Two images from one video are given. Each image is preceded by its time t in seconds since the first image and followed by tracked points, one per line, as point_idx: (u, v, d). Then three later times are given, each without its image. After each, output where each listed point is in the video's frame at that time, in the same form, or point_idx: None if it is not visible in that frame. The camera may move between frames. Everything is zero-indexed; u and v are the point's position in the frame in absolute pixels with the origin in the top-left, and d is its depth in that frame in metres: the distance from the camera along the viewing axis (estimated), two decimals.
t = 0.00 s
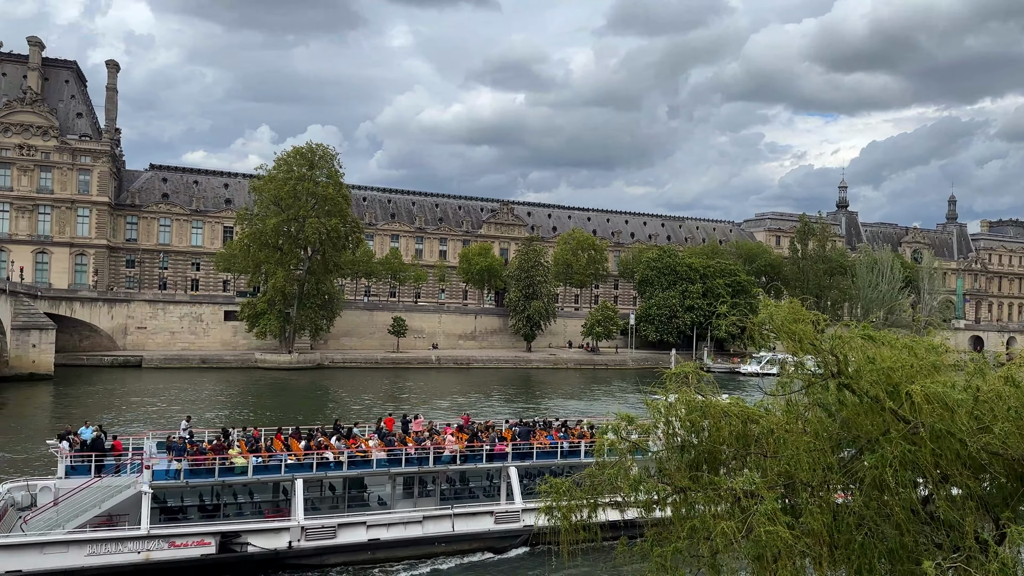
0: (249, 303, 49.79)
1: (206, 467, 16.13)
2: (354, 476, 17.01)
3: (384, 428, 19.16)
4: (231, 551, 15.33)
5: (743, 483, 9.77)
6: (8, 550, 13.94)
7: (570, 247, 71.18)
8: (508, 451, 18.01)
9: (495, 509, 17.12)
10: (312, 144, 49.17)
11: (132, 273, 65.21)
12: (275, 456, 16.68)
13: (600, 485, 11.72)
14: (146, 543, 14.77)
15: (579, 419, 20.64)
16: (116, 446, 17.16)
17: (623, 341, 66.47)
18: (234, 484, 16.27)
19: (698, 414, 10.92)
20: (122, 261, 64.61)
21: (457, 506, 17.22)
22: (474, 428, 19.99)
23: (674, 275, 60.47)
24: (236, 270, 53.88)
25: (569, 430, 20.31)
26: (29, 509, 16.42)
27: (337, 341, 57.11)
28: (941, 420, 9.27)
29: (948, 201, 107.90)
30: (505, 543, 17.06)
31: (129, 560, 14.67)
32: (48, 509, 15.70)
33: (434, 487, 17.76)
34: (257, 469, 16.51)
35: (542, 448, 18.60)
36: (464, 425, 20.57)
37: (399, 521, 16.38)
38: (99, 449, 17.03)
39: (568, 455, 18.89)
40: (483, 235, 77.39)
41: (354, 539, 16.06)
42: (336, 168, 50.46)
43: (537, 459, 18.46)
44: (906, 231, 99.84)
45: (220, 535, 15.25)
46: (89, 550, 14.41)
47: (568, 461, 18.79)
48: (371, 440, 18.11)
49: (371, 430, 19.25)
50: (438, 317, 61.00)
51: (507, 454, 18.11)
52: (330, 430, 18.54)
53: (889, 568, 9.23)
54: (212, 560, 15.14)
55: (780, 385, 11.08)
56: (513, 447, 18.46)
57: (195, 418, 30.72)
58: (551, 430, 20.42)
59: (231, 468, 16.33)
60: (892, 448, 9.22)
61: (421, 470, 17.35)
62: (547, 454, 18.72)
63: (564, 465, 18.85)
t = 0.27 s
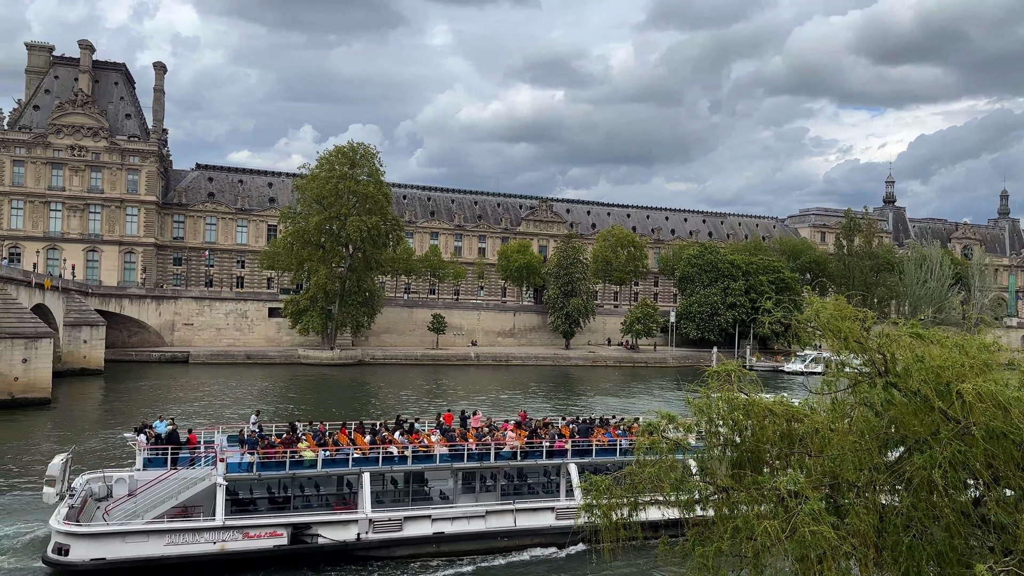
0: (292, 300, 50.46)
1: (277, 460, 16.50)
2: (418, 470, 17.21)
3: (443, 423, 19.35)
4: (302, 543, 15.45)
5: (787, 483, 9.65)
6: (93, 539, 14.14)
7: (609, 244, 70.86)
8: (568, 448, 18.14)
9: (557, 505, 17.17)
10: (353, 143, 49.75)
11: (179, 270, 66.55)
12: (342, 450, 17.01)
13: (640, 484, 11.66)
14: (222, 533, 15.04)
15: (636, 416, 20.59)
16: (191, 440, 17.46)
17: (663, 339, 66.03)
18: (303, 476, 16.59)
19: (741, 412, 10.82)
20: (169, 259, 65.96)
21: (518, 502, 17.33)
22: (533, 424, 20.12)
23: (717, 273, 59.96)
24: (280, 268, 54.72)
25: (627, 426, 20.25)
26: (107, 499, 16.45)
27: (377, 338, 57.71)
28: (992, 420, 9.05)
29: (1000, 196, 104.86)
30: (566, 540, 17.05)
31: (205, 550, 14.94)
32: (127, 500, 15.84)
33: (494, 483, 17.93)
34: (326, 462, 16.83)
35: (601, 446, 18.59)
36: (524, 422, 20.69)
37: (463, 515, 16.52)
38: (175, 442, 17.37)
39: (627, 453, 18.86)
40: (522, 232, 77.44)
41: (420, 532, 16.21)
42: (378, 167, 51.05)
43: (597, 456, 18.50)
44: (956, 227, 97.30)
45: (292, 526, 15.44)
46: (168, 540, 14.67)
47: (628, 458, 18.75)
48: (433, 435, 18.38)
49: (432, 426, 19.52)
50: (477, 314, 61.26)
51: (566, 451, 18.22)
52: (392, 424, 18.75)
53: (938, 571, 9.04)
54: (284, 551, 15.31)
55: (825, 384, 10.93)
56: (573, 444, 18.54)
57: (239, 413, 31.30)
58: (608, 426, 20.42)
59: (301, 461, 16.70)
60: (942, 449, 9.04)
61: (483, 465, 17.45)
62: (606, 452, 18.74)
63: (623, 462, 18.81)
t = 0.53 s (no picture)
0: (331, 299, 51.07)
1: (341, 455, 16.73)
2: (476, 467, 17.32)
3: (498, 421, 19.50)
4: (367, 537, 15.70)
5: (828, 484, 9.56)
6: (166, 532, 14.55)
7: (645, 243, 70.46)
8: (624, 448, 18.30)
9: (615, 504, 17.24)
10: (390, 143, 50.19)
11: (221, 270, 67.73)
12: (403, 446, 17.12)
13: (677, 483, 11.62)
14: (289, 527, 15.26)
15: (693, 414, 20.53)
16: (258, 436, 17.56)
17: (700, 338, 65.54)
18: (367, 471, 16.85)
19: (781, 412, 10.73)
20: (211, 258, 67.20)
21: (576, 501, 17.43)
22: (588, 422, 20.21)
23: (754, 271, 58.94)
24: (318, 267, 55.44)
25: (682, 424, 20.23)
26: (174, 493, 16.98)
27: (413, 337, 58.18)
28: None
29: None
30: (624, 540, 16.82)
31: (275, 543, 15.18)
32: (198, 494, 16.21)
33: (550, 481, 17.96)
34: (387, 458, 17.03)
35: (657, 446, 18.64)
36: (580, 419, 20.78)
37: (521, 513, 16.68)
38: (243, 438, 17.64)
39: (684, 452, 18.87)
40: (557, 230, 77.37)
41: (480, 528, 16.41)
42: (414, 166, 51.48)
43: (653, 456, 18.59)
44: (1003, 223, 94.84)
45: (356, 521, 15.65)
46: (238, 533, 14.96)
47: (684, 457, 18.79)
48: (489, 433, 18.45)
49: (489, 424, 19.69)
50: (512, 312, 61.38)
51: (622, 450, 18.39)
52: (449, 421, 18.85)
53: None
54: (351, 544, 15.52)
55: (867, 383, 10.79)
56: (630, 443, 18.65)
57: (278, 409, 31.83)
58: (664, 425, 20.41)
59: (363, 457, 16.89)
60: (989, 451, 8.88)
61: (541, 463, 17.59)
62: (663, 451, 18.77)
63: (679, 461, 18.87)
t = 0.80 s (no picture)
0: (365, 299, 51.48)
1: (400, 454, 16.79)
2: (532, 467, 17.34)
3: (552, 421, 19.43)
4: (427, 534, 15.92)
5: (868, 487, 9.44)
6: (234, 528, 14.82)
7: (680, 242, 69.97)
8: (680, 448, 18.18)
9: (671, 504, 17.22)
10: (424, 144, 50.54)
11: (259, 270, 68.77)
12: (461, 445, 17.24)
13: (713, 485, 11.53)
14: (353, 523, 15.54)
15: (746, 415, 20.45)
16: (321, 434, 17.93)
17: (736, 339, 64.92)
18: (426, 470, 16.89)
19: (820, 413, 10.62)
20: (249, 259, 68.20)
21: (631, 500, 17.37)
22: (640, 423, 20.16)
23: (793, 270, 58.25)
24: (354, 267, 56.01)
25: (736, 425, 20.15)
26: (236, 490, 17.26)
27: (447, 336, 58.50)
28: None
29: None
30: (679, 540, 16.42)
31: (339, 539, 15.46)
32: (262, 491, 16.60)
33: (606, 482, 17.92)
34: (444, 457, 17.06)
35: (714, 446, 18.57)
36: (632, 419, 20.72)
37: (579, 512, 16.64)
38: (306, 436, 17.85)
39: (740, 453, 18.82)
40: (591, 230, 77.16)
41: (538, 527, 16.45)
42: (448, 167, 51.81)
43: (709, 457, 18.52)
44: None
45: (418, 518, 15.88)
46: (304, 529, 15.23)
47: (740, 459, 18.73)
48: (545, 433, 18.46)
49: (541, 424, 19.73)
50: (546, 312, 61.36)
51: (679, 451, 18.28)
52: (504, 421, 18.85)
53: None
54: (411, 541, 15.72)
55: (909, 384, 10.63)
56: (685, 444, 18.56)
57: (314, 408, 32.22)
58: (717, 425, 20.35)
59: (421, 456, 16.95)
60: None
61: (598, 463, 17.59)
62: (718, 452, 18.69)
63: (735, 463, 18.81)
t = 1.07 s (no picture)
0: (399, 300, 51.84)
1: (457, 453, 16.94)
2: (588, 467, 17.30)
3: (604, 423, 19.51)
4: (486, 533, 16.04)
5: (909, 490, 9.29)
6: (299, 525, 15.03)
7: (714, 241, 69.40)
8: (736, 451, 18.22)
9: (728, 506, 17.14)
10: (456, 146, 50.81)
11: (295, 272, 69.66)
12: (516, 445, 17.28)
13: (750, 488, 11.42)
14: (413, 522, 15.72)
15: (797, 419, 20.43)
16: (381, 433, 18.18)
17: (772, 339, 64.21)
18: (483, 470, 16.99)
19: (859, 414, 10.47)
20: (285, 261, 69.12)
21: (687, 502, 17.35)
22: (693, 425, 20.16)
23: (831, 269, 57.50)
24: (388, 269, 56.47)
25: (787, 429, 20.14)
26: (296, 488, 17.44)
27: (480, 337, 58.72)
28: None
29: None
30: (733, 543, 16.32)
31: (400, 538, 15.62)
32: (323, 490, 16.71)
33: (661, 484, 17.89)
34: (501, 457, 17.16)
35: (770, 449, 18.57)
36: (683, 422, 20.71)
37: (637, 513, 16.70)
38: (365, 436, 18.12)
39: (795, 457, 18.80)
40: (624, 230, 76.85)
41: (595, 527, 16.57)
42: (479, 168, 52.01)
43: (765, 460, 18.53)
44: None
45: (476, 517, 16.00)
46: (366, 527, 15.40)
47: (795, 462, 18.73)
48: (599, 434, 18.51)
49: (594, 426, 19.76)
50: (578, 313, 61.25)
51: (734, 453, 18.35)
52: (557, 422, 18.94)
53: None
54: (470, 541, 15.87)
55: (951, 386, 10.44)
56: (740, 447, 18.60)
57: (350, 408, 32.57)
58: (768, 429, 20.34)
59: (477, 456, 17.08)
60: None
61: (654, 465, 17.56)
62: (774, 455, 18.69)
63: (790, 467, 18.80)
